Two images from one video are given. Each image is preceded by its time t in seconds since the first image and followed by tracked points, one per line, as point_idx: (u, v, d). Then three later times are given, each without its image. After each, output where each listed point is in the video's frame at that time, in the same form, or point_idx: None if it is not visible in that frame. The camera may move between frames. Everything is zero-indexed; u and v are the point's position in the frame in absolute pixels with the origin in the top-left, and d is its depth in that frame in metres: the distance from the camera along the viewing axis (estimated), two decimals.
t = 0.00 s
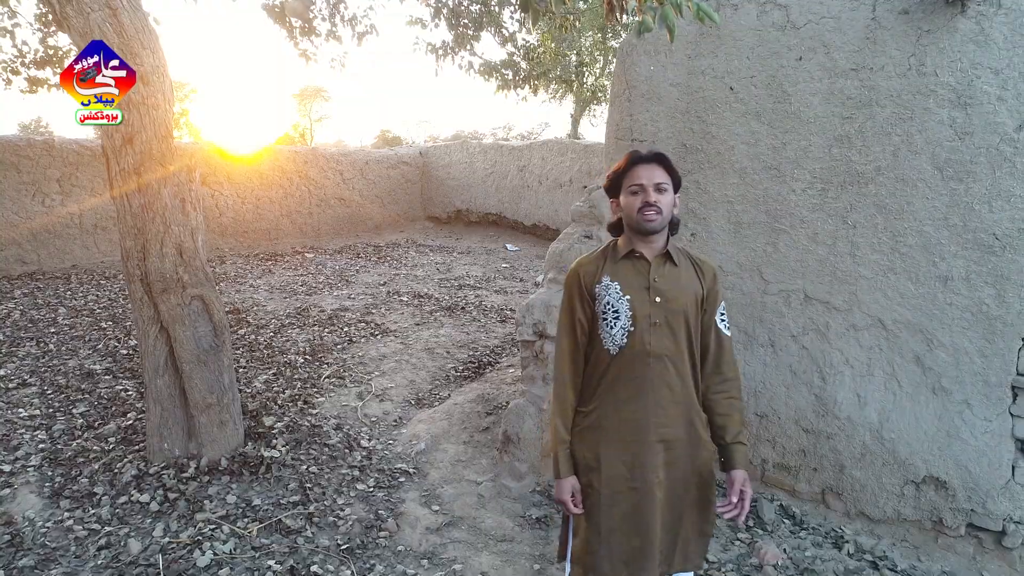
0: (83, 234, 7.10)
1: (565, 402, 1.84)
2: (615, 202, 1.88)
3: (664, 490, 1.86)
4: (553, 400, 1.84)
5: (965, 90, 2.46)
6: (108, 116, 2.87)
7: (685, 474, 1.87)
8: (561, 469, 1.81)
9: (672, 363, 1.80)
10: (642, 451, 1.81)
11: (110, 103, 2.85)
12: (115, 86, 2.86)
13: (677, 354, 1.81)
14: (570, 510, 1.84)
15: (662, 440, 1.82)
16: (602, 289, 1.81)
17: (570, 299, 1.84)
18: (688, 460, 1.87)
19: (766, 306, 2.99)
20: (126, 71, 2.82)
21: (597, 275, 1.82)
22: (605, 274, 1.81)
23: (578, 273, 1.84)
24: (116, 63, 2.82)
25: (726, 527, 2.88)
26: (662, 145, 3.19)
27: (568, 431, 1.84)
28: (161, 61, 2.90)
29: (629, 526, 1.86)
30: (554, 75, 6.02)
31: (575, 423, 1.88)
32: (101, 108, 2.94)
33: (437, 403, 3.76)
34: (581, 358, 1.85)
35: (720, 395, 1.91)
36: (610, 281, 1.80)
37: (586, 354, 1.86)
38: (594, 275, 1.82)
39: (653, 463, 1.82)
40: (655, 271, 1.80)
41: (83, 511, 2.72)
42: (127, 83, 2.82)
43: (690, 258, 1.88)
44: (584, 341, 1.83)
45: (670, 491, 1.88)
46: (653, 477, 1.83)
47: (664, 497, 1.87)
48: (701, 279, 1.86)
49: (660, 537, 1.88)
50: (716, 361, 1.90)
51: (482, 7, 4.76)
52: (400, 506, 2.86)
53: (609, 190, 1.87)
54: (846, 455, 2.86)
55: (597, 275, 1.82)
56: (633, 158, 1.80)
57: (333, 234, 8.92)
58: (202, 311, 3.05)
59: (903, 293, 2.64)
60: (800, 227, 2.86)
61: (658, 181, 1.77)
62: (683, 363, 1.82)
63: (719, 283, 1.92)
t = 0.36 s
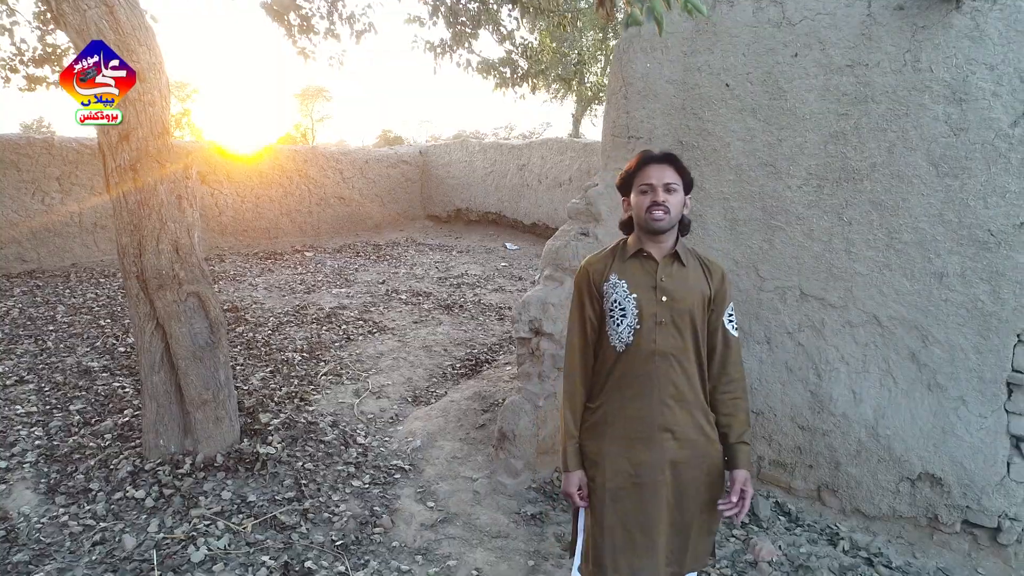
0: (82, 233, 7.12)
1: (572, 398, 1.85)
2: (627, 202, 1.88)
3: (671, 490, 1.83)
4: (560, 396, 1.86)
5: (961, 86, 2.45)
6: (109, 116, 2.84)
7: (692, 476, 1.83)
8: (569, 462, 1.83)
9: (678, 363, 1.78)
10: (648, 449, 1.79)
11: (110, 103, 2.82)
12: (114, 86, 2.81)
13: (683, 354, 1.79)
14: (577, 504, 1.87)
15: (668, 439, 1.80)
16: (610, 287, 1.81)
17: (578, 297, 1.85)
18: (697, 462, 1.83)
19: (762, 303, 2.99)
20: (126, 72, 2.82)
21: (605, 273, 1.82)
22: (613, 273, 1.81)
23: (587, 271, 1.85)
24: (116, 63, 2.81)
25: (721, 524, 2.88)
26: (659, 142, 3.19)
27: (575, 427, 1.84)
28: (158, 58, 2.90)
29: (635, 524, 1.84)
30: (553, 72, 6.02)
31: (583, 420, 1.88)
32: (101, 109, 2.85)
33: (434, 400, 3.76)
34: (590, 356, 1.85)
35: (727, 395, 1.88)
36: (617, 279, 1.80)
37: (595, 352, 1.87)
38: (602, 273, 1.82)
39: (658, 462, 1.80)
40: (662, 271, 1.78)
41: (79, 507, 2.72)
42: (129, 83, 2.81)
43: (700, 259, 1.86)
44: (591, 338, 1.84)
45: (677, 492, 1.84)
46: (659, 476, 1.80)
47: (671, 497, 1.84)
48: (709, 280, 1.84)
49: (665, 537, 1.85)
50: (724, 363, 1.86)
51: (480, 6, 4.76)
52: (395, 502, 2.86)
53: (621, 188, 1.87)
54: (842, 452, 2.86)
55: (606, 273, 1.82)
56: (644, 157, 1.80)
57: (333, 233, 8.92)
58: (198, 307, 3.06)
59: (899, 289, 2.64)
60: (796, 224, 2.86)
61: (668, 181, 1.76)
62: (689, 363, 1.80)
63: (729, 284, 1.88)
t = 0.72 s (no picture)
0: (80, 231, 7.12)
1: (572, 391, 1.85)
2: (631, 196, 1.87)
3: (668, 485, 1.82)
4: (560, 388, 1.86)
5: (953, 81, 2.44)
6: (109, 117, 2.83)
7: (689, 472, 1.82)
8: (567, 454, 1.84)
9: (678, 358, 1.77)
10: (645, 443, 1.78)
11: (110, 103, 2.81)
12: (115, 87, 2.80)
13: (683, 349, 1.77)
14: (573, 495, 1.87)
15: (666, 434, 1.78)
16: (611, 281, 1.80)
17: (580, 291, 1.85)
18: (694, 458, 1.81)
19: (756, 300, 2.98)
20: (126, 72, 2.82)
21: (606, 267, 1.82)
22: (615, 267, 1.80)
23: (589, 266, 1.85)
24: (116, 63, 2.81)
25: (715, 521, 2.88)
26: (653, 139, 3.19)
27: (575, 419, 1.85)
28: (152, 55, 2.90)
29: (631, 517, 1.83)
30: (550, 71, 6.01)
31: (583, 413, 1.88)
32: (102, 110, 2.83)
33: (429, 398, 3.76)
34: (591, 349, 1.85)
35: (728, 392, 1.86)
36: (618, 273, 1.79)
37: (596, 346, 1.86)
38: (604, 267, 1.82)
39: (656, 456, 1.78)
40: (664, 266, 1.77)
41: (72, 503, 2.72)
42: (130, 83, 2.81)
43: (703, 255, 1.84)
44: (592, 332, 1.84)
45: (675, 487, 1.83)
46: (656, 470, 1.79)
47: (667, 493, 1.83)
48: (712, 276, 1.81)
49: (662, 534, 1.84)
50: (726, 360, 1.85)
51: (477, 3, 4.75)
52: (389, 499, 2.86)
53: (624, 183, 1.86)
54: (836, 449, 2.85)
55: (607, 268, 1.82)
56: (647, 152, 1.78)
57: (331, 232, 8.91)
58: (192, 304, 3.05)
59: (892, 286, 2.64)
60: (790, 220, 2.85)
61: (670, 176, 1.74)
62: (689, 359, 1.78)
63: (733, 281, 1.85)
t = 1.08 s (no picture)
0: (81, 232, 7.14)
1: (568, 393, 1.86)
2: (629, 202, 1.88)
3: (660, 489, 1.83)
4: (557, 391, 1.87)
5: (946, 85, 2.44)
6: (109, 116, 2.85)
7: (681, 476, 1.83)
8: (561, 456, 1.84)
9: (674, 363, 1.78)
10: (640, 447, 1.79)
11: (110, 103, 2.83)
12: (115, 87, 2.81)
13: (679, 354, 1.79)
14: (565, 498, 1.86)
15: (660, 438, 1.79)
16: (608, 286, 1.81)
17: (578, 295, 1.86)
18: (686, 463, 1.82)
19: (751, 302, 3.00)
20: (126, 72, 2.84)
21: (604, 272, 1.83)
22: (612, 272, 1.81)
23: (588, 270, 1.86)
24: (116, 63, 2.83)
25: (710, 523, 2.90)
26: (649, 142, 3.21)
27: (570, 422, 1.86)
28: (150, 59, 2.93)
29: (623, 520, 1.84)
30: (549, 72, 6.02)
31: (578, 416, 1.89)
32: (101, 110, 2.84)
33: (427, 399, 3.77)
34: (588, 352, 1.86)
35: (723, 397, 1.87)
36: (616, 278, 1.80)
37: (594, 350, 1.88)
38: (602, 272, 1.83)
39: (649, 460, 1.80)
40: (661, 271, 1.78)
41: (71, 505, 2.75)
42: (130, 82, 2.83)
43: (701, 261, 1.85)
44: (589, 336, 1.85)
45: (667, 491, 1.84)
46: (649, 474, 1.80)
47: (659, 496, 1.84)
48: (708, 282, 1.83)
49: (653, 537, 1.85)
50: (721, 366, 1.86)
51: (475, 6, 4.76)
52: (385, 500, 2.88)
53: (622, 189, 1.87)
54: (831, 451, 2.87)
55: (605, 272, 1.83)
56: (646, 158, 1.80)
57: (331, 232, 8.93)
58: (191, 306, 3.08)
59: (885, 289, 2.65)
60: (784, 223, 2.87)
61: (669, 182, 1.76)
62: (684, 364, 1.80)
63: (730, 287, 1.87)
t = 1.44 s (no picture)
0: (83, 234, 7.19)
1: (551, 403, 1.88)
2: (608, 212, 1.92)
3: (643, 494, 1.87)
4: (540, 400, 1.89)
5: (937, 94, 2.45)
6: (109, 116, 2.89)
7: (664, 480, 1.87)
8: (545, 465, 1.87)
9: (655, 370, 1.81)
10: (623, 453, 1.83)
11: (110, 103, 2.87)
12: (115, 87, 2.86)
13: (660, 361, 1.82)
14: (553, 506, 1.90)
15: (643, 444, 1.83)
16: (589, 295, 1.83)
17: (560, 305, 1.88)
18: (668, 467, 1.86)
19: (745, 307, 3.02)
20: (126, 72, 2.87)
21: (585, 281, 1.85)
22: (593, 281, 1.83)
23: (568, 280, 1.87)
24: (116, 63, 2.86)
25: (703, 526, 2.93)
26: (645, 148, 3.23)
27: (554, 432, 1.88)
28: (151, 66, 2.97)
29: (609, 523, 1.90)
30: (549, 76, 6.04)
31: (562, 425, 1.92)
32: (101, 109, 2.87)
33: (425, 402, 3.80)
34: (570, 361, 1.88)
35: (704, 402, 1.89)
36: (597, 287, 1.82)
37: (576, 358, 1.90)
38: (583, 281, 1.85)
39: (632, 465, 1.83)
40: (641, 279, 1.81)
41: (71, 507, 2.78)
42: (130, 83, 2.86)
43: (680, 268, 1.88)
44: (572, 345, 1.87)
45: (651, 495, 1.88)
46: (632, 479, 1.84)
47: (643, 501, 1.88)
48: (688, 289, 1.85)
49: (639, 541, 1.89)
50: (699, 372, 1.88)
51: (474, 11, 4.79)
52: (381, 503, 2.90)
53: (601, 199, 1.90)
54: (823, 455, 2.89)
55: (586, 282, 1.84)
56: (624, 168, 1.85)
57: (333, 234, 8.97)
58: (190, 311, 3.11)
59: (877, 295, 2.67)
60: (777, 229, 2.89)
61: (647, 191, 1.80)
62: (665, 370, 1.82)
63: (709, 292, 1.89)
